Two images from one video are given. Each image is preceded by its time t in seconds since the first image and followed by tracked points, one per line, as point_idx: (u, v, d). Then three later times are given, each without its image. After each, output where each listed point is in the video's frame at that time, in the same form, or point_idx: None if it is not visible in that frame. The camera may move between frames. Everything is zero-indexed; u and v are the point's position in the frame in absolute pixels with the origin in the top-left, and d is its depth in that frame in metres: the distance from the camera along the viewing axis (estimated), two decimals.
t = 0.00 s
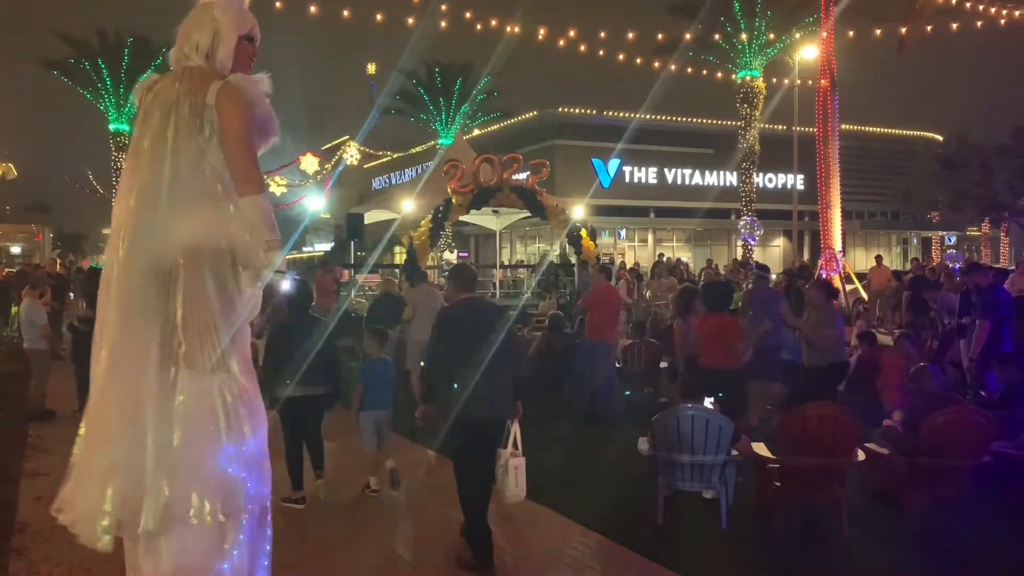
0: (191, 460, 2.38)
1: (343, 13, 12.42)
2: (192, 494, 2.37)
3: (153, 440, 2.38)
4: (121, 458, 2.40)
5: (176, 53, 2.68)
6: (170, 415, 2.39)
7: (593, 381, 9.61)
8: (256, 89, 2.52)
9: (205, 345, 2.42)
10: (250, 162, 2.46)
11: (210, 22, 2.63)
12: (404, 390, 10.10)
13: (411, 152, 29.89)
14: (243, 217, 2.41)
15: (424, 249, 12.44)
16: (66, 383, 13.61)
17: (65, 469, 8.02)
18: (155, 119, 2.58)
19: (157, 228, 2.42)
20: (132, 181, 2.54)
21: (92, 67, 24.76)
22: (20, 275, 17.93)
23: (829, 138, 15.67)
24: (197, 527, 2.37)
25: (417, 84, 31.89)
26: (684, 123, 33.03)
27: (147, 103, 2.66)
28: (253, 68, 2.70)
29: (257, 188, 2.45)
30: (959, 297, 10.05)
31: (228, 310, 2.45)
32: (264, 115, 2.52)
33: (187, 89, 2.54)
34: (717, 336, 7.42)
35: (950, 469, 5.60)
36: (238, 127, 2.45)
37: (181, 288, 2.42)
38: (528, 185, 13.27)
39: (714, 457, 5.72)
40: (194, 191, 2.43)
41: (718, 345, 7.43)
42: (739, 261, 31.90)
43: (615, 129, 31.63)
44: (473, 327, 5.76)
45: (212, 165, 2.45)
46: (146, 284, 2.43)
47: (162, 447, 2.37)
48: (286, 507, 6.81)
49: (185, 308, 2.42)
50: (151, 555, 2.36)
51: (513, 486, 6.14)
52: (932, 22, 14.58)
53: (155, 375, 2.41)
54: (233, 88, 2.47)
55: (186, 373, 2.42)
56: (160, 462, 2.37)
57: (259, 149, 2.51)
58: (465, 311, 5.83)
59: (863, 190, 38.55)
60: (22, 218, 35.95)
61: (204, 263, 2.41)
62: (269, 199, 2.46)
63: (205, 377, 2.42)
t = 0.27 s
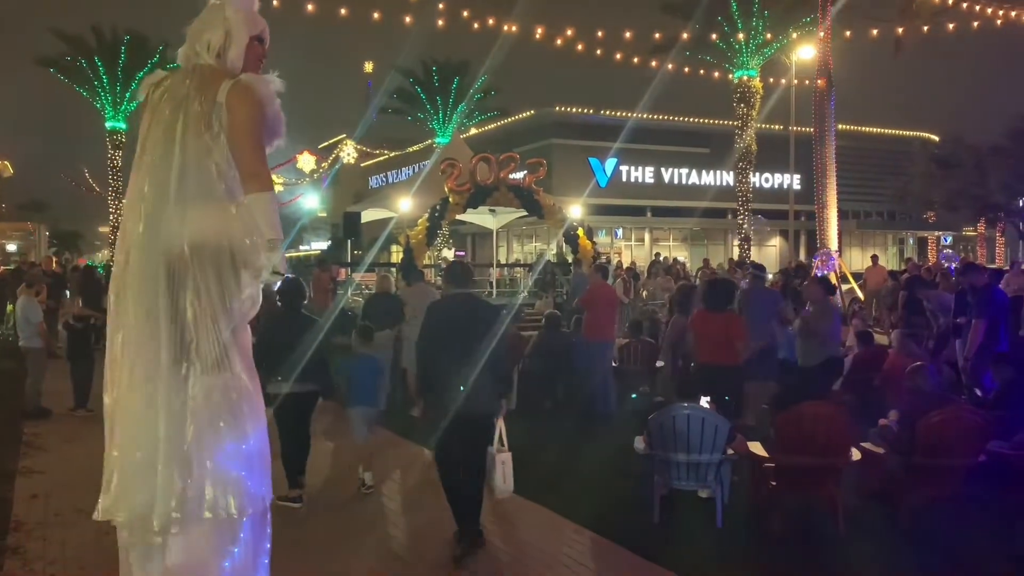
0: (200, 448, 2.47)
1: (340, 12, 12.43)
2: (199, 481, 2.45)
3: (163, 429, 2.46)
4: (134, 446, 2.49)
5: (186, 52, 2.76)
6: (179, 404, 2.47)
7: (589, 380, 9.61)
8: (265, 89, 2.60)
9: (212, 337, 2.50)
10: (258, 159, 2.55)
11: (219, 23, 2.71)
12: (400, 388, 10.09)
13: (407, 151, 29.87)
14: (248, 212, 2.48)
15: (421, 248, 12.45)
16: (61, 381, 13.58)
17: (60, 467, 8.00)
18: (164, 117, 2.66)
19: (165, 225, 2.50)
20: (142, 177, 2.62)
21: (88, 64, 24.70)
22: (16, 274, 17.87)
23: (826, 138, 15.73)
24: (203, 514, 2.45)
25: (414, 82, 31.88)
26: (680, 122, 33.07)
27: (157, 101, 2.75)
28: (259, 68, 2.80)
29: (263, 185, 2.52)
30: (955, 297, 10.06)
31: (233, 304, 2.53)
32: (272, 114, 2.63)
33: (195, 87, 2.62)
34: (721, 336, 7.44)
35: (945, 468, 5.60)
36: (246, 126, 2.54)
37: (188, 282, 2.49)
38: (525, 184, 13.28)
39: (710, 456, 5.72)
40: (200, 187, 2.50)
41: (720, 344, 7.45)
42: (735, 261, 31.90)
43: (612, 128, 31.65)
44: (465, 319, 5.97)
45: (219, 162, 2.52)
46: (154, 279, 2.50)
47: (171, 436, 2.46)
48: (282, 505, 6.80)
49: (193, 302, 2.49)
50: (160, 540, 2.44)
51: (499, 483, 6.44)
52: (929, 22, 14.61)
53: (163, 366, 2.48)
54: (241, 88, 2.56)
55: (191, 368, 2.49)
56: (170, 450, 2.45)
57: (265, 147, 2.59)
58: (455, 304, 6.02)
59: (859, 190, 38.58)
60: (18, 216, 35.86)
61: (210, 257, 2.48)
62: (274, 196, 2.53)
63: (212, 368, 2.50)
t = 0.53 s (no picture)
0: (200, 449, 2.50)
1: (336, 10, 12.42)
2: (198, 482, 2.49)
3: (164, 429, 2.48)
4: (135, 445, 2.53)
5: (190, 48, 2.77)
6: (179, 404, 2.50)
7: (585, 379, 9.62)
8: (269, 87, 2.62)
9: (211, 337, 2.52)
10: (260, 157, 2.57)
11: (224, 18, 2.73)
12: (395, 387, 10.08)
13: (404, 149, 29.84)
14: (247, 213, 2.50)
15: (417, 247, 12.46)
16: (55, 379, 13.54)
17: (55, 464, 7.99)
18: (166, 112, 2.67)
19: (165, 223, 2.52)
20: (142, 174, 2.63)
21: (83, 61, 24.61)
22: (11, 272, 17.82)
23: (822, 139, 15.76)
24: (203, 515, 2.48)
25: (410, 80, 31.87)
26: (676, 122, 33.08)
27: (159, 96, 2.76)
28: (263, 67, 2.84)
29: (264, 184, 2.53)
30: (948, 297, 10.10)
31: (232, 304, 2.55)
32: (275, 115, 2.64)
33: (198, 85, 2.63)
34: (720, 338, 7.42)
35: (938, 468, 5.62)
36: (249, 126, 2.56)
37: (188, 283, 2.51)
38: (521, 183, 13.29)
39: (703, 455, 5.74)
40: (201, 187, 2.52)
41: (720, 346, 7.44)
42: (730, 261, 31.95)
43: (607, 127, 31.67)
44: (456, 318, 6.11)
45: (220, 160, 2.54)
46: (153, 278, 2.51)
47: (171, 436, 2.49)
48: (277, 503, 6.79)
49: (194, 302, 2.51)
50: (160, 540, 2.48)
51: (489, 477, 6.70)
52: (924, 23, 14.65)
53: (162, 365, 2.49)
54: (244, 86, 2.58)
55: (190, 367, 2.51)
56: (171, 451, 2.48)
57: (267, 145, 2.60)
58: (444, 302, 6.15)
59: (854, 190, 38.66)
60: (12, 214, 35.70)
61: (210, 258, 2.50)
62: (275, 196, 2.54)
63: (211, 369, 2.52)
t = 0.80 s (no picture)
0: (198, 442, 2.60)
1: (329, 7, 12.39)
2: (196, 474, 2.58)
3: (161, 421, 2.58)
4: (132, 437, 2.60)
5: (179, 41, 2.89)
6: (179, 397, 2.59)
7: (576, 377, 9.63)
8: (268, 89, 2.76)
9: (209, 333, 2.63)
10: (257, 157, 2.70)
11: (222, 20, 2.85)
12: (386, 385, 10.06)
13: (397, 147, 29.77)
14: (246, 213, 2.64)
15: (410, 244, 12.46)
16: (45, 375, 13.46)
17: (44, 460, 7.95)
18: (163, 109, 2.76)
19: (164, 220, 2.61)
20: (140, 170, 2.72)
21: (74, 57, 24.47)
22: None
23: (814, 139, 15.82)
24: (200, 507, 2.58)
25: (403, 78, 31.82)
26: (670, 121, 33.10)
27: (153, 92, 2.84)
28: (257, 71, 2.98)
29: (262, 185, 2.67)
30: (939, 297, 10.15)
31: (229, 302, 2.67)
32: (272, 116, 2.78)
33: (195, 84, 2.73)
34: (712, 339, 7.44)
35: (928, 467, 5.64)
36: (248, 126, 2.70)
37: (188, 280, 2.62)
38: (514, 181, 13.29)
39: (695, 454, 5.75)
40: (202, 185, 2.63)
41: (712, 346, 7.46)
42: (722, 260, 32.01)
43: (601, 126, 31.66)
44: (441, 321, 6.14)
45: (219, 160, 2.67)
46: (152, 274, 2.61)
47: (168, 428, 2.58)
48: (267, 500, 6.77)
49: (191, 297, 2.62)
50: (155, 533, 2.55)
51: (472, 474, 6.57)
52: (917, 23, 14.68)
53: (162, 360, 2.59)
54: (244, 86, 2.71)
55: (187, 361, 2.61)
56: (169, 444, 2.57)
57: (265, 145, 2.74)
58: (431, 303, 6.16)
59: (846, 190, 38.77)
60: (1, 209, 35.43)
61: (209, 256, 2.62)
62: (272, 196, 2.68)
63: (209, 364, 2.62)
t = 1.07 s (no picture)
0: (195, 439, 2.63)
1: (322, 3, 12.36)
2: (193, 470, 2.62)
3: (157, 418, 2.59)
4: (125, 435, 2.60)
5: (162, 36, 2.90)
6: (176, 395, 2.61)
7: (568, 375, 9.62)
8: (262, 85, 2.82)
9: (207, 330, 2.67)
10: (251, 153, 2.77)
11: (208, 15, 2.88)
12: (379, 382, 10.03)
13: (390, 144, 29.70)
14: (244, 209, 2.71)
15: (403, 241, 12.42)
16: (35, 372, 13.37)
17: (33, 458, 7.89)
18: (155, 106, 2.77)
19: (162, 218, 2.64)
20: (133, 167, 2.72)
21: (66, 52, 24.29)
22: None
23: (807, 138, 15.87)
24: (197, 504, 2.62)
25: (397, 74, 31.78)
26: (663, 119, 33.11)
27: (142, 89, 2.84)
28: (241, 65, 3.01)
29: (257, 181, 2.74)
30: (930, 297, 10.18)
31: (224, 298, 2.72)
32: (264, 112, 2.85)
33: (187, 80, 2.75)
34: (706, 338, 7.45)
35: (918, 466, 5.66)
36: (243, 124, 2.76)
37: (185, 278, 2.66)
38: (507, 178, 13.27)
39: (687, 452, 5.76)
40: (199, 183, 2.68)
41: (704, 345, 7.47)
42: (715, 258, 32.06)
43: (594, 124, 31.64)
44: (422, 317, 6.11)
45: (216, 158, 2.72)
46: (149, 271, 2.63)
47: (164, 426, 2.60)
48: (259, 497, 6.73)
49: (188, 295, 2.65)
50: (150, 534, 2.58)
51: (461, 459, 6.91)
52: (910, 23, 14.71)
53: (160, 358, 2.61)
54: (240, 83, 2.77)
55: (185, 358, 2.64)
56: (166, 442, 2.59)
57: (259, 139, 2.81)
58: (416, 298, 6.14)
59: (838, 190, 38.88)
60: None
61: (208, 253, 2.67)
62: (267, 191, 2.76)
63: (207, 362, 2.66)
